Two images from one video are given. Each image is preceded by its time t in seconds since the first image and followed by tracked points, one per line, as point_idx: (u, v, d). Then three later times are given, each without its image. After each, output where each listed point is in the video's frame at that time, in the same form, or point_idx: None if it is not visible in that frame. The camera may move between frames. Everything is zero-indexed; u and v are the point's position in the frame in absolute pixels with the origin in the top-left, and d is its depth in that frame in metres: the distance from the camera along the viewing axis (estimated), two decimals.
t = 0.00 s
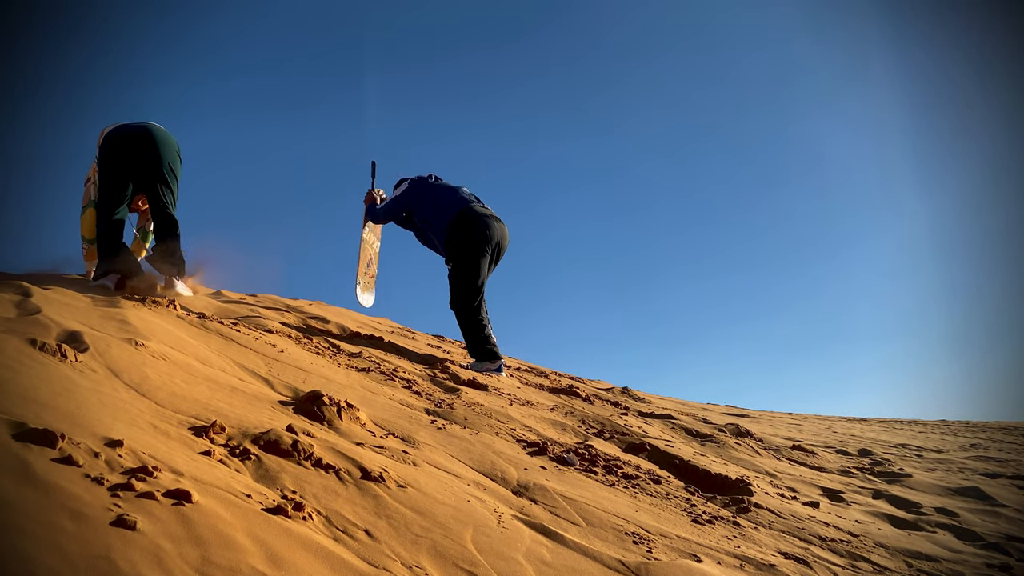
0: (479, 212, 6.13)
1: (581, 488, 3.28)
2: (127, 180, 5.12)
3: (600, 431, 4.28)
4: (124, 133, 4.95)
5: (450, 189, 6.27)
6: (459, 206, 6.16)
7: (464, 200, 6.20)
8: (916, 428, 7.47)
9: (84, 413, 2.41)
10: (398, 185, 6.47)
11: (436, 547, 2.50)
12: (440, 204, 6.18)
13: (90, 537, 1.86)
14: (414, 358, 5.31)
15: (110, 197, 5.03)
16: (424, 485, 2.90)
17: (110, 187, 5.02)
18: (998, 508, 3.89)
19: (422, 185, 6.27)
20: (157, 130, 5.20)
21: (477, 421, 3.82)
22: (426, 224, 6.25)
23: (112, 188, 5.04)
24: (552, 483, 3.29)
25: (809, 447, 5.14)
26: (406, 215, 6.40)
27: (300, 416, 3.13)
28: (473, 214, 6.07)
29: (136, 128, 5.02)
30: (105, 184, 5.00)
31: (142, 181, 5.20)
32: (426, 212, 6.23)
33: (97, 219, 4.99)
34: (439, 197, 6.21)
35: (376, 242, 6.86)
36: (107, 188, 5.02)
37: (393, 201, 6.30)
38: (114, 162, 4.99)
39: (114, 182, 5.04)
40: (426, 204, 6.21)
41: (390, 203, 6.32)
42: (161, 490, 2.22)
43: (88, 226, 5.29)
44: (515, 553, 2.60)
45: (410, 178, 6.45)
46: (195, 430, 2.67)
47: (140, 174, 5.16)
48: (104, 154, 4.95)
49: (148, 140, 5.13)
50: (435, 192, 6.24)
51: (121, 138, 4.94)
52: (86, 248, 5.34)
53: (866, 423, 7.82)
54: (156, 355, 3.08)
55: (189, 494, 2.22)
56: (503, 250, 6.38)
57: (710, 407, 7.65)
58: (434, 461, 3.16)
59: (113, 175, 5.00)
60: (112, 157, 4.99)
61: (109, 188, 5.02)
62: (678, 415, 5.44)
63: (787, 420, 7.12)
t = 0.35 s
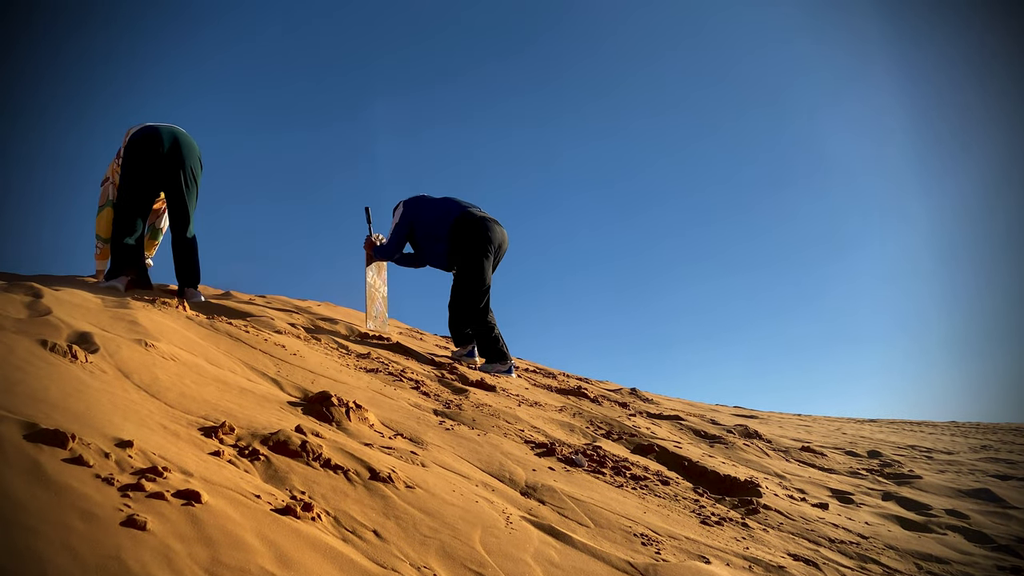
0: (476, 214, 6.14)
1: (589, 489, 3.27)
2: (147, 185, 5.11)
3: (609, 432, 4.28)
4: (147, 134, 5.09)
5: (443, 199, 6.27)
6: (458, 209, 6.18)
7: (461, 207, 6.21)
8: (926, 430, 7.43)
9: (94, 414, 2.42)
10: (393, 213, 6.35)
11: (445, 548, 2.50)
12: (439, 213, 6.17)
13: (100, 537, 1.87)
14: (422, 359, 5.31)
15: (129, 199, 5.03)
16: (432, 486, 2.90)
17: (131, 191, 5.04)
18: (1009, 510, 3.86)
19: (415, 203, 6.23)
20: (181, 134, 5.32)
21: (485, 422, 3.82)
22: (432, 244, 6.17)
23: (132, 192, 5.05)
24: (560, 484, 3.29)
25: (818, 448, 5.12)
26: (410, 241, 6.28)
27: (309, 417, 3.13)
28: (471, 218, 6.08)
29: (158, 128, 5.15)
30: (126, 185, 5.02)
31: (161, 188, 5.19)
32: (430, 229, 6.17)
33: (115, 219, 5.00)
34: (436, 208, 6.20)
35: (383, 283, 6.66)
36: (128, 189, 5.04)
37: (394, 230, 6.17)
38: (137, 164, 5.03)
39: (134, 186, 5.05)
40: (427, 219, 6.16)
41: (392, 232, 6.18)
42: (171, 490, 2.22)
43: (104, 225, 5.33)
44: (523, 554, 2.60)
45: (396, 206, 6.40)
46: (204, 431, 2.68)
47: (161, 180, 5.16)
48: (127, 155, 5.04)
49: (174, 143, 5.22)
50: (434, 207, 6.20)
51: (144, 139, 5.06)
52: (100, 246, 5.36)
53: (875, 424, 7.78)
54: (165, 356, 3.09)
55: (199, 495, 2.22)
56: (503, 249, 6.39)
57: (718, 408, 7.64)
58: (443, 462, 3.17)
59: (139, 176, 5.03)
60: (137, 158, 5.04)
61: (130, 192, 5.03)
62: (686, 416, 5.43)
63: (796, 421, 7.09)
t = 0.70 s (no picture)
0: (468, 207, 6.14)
1: (596, 490, 3.27)
2: (164, 187, 5.15)
3: (616, 433, 4.27)
4: (163, 134, 5.11)
5: (435, 195, 6.29)
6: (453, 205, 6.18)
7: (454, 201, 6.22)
8: (935, 431, 7.40)
9: (103, 414, 2.43)
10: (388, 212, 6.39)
11: (452, 548, 2.50)
12: (434, 210, 6.18)
13: (109, 536, 1.87)
14: (428, 359, 5.32)
15: (145, 201, 5.07)
16: (439, 486, 2.91)
17: (148, 191, 5.07)
18: (1018, 512, 3.84)
19: (409, 202, 6.25)
20: (199, 136, 5.35)
21: (492, 423, 3.82)
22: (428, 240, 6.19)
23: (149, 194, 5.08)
24: (567, 485, 3.29)
25: (826, 449, 5.10)
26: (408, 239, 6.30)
27: (316, 417, 3.14)
28: (463, 211, 6.07)
29: (174, 129, 5.19)
30: (142, 184, 5.06)
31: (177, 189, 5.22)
32: (425, 225, 6.18)
33: (132, 221, 5.04)
34: (429, 204, 6.22)
35: (382, 289, 6.69)
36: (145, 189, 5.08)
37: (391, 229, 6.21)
38: (153, 166, 5.07)
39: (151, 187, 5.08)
40: (421, 214, 6.19)
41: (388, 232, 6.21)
42: (179, 490, 2.23)
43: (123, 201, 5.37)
44: (531, 555, 2.60)
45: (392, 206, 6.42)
46: (212, 431, 2.69)
47: (178, 182, 5.19)
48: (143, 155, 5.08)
49: (191, 145, 5.23)
50: (426, 203, 6.23)
51: (160, 140, 5.08)
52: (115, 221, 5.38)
53: (883, 426, 7.75)
54: (174, 357, 3.10)
55: (207, 495, 2.22)
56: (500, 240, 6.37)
57: (725, 410, 7.62)
58: (450, 462, 3.17)
59: (155, 176, 5.07)
60: (153, 158, 5.07)
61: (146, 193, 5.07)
62: (693, 417, 5.41)
63: (803, 422, 7.07)
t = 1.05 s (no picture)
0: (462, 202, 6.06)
1: (601, 490, 3.26)
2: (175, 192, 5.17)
3: (621, 434, 4.27)
4: (183, 140, 5.12)
5: (434, 188, 6.22)
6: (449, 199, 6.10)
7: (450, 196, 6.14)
8: (944, 432, 7.35)
9: (110, 413, 2.43)
10: (387, 207, 6.35)
11: (457, 548, 2.50)
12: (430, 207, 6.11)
13: (115, 535, 1.87)
14: (434, 360, 5.32)
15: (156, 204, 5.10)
16: (445, 486, 2.90)
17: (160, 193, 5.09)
18: None
19: (405, 200, 6.19)
20: (217, 146, 5.37)
21: (498, 423, 3.82)
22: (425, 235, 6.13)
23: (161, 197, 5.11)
24: (573, 485, 3.28)
25: (833, 450, 5.08)
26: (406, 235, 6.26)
27: (323, 417, 3.15)
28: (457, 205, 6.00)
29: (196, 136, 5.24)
30: (156, 186, 5.09)
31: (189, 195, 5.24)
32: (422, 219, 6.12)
33: (141, 220, 5.07)
34: (427, 198, 6.15)
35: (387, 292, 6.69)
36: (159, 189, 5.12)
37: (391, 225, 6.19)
38: (168, 170, 5.09)
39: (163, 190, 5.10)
40: (419, 208, 6.12)
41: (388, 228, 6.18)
42: (185, 489, 2.23)
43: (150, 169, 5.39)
44: (537, 555, 2.59)
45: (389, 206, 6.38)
46: (219, 430, 2.69)
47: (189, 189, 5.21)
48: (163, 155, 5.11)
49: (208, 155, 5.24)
50: (423, 196, 6.16)
51: (179, 145, 5.10)
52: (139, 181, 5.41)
53: (891, 427, 7.70)
54: (180, 357, 3.11)
55: (213, 494, 2.22)
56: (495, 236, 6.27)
57: (731, 411, 7.60)
58: (455, 462, 3.17)
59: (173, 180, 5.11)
60: (171, 162, 5.09)
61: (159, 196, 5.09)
62: (700, 418, 5.39)
63: (810, 423, 7.05)
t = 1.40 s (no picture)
0: (461, 200, 6.00)
1: (606, 491, 3.26)
2: (182, 193, 5.17)
3: (626, 435, 4.26)
4: (200, 148, 5.13)
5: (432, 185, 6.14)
6: (445, 198, 6.00)
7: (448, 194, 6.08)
8: (949, 434, 7.33)
9: (116, 414, 2.44)
10: (385, 202, 6.24)
11: (462, 549, 2.49)
12: (426, 205, 6.02)
13: (120, 535, 1.87)
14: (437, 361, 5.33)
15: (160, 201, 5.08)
16: (450, 486, 2.90)
17: (165, 191, 5.07)
18: None
19: (401, 196, 6.09)
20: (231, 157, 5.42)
21: (502, 423, 3.82)
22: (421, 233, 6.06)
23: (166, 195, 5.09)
24: (577, 486, 3.28)
25: (838, 451, 5.07)
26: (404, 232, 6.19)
27: (328, 418, 3.15)
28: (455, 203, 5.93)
29: (213, 145, 5.26)
30: (162, 184, 5.05)
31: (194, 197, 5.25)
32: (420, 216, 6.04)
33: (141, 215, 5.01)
34: (425, 195, 6.07)
35: (391, 293, 6.69)
36: (157, 182, 5.07)
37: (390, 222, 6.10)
38: (178, 172, 5.08)
39: (168, 189, 5.08)
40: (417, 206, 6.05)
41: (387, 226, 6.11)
42: (190, 490, 2.23)
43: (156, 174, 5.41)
44: (541, 555, 2.59)
45: (386, 200, 6.27)
46: (224, 431, 2.70)
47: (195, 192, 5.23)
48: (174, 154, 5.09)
49: (220, 164, 5.29)
50: (421, 193, 6.07)
51: (195, 150, 5.11)
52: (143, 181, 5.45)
53: (896, 428, 7.67)
54: (186, 357, 3.12)
55: (218, 494, 2.22)
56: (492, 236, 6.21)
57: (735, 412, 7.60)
58: (459, 462, 3.17)
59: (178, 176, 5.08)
60: (183, 164, 5.07)
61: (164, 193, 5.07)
62: (704, 419, 5.39)
63: (815, 425, 7.04)
